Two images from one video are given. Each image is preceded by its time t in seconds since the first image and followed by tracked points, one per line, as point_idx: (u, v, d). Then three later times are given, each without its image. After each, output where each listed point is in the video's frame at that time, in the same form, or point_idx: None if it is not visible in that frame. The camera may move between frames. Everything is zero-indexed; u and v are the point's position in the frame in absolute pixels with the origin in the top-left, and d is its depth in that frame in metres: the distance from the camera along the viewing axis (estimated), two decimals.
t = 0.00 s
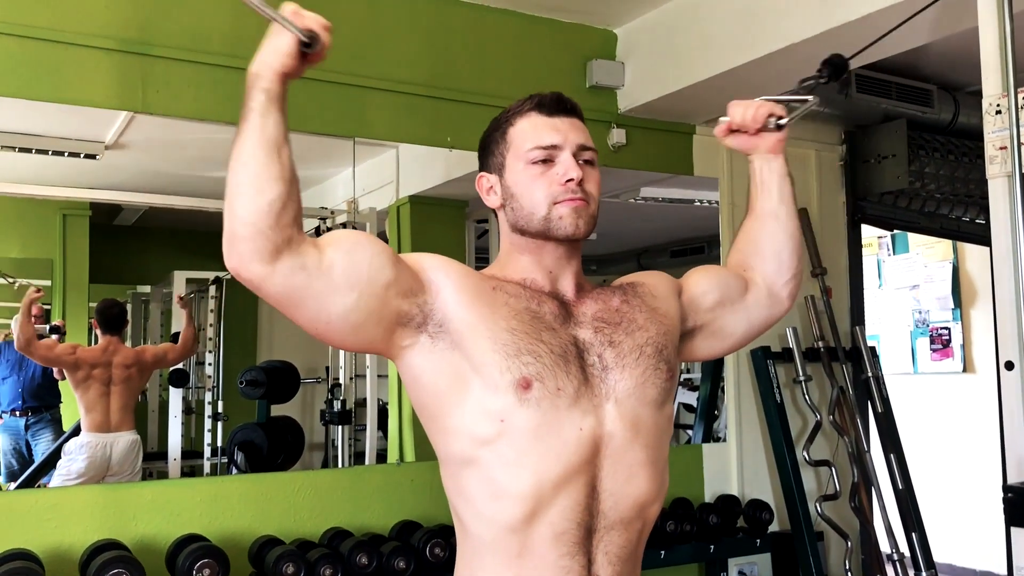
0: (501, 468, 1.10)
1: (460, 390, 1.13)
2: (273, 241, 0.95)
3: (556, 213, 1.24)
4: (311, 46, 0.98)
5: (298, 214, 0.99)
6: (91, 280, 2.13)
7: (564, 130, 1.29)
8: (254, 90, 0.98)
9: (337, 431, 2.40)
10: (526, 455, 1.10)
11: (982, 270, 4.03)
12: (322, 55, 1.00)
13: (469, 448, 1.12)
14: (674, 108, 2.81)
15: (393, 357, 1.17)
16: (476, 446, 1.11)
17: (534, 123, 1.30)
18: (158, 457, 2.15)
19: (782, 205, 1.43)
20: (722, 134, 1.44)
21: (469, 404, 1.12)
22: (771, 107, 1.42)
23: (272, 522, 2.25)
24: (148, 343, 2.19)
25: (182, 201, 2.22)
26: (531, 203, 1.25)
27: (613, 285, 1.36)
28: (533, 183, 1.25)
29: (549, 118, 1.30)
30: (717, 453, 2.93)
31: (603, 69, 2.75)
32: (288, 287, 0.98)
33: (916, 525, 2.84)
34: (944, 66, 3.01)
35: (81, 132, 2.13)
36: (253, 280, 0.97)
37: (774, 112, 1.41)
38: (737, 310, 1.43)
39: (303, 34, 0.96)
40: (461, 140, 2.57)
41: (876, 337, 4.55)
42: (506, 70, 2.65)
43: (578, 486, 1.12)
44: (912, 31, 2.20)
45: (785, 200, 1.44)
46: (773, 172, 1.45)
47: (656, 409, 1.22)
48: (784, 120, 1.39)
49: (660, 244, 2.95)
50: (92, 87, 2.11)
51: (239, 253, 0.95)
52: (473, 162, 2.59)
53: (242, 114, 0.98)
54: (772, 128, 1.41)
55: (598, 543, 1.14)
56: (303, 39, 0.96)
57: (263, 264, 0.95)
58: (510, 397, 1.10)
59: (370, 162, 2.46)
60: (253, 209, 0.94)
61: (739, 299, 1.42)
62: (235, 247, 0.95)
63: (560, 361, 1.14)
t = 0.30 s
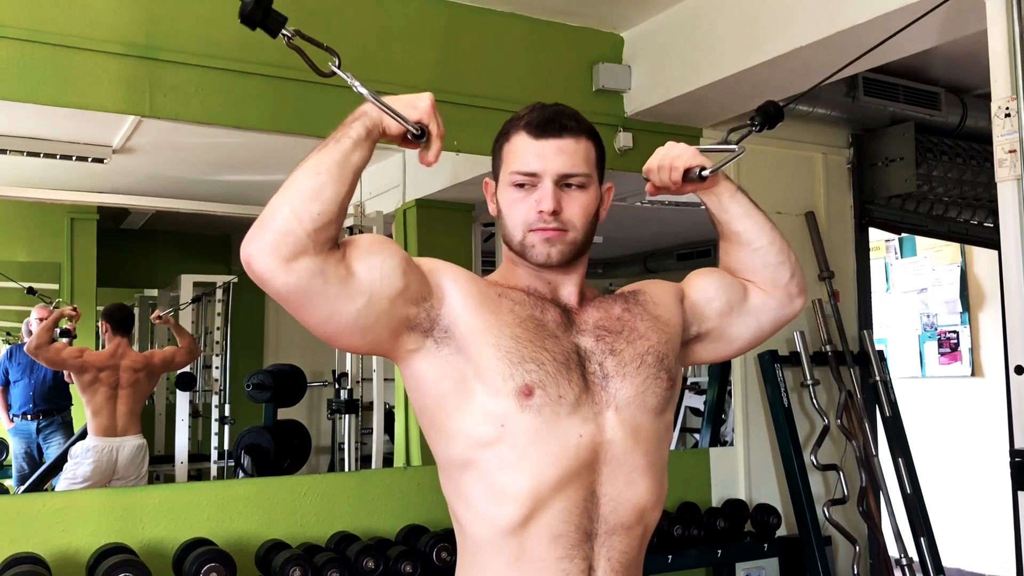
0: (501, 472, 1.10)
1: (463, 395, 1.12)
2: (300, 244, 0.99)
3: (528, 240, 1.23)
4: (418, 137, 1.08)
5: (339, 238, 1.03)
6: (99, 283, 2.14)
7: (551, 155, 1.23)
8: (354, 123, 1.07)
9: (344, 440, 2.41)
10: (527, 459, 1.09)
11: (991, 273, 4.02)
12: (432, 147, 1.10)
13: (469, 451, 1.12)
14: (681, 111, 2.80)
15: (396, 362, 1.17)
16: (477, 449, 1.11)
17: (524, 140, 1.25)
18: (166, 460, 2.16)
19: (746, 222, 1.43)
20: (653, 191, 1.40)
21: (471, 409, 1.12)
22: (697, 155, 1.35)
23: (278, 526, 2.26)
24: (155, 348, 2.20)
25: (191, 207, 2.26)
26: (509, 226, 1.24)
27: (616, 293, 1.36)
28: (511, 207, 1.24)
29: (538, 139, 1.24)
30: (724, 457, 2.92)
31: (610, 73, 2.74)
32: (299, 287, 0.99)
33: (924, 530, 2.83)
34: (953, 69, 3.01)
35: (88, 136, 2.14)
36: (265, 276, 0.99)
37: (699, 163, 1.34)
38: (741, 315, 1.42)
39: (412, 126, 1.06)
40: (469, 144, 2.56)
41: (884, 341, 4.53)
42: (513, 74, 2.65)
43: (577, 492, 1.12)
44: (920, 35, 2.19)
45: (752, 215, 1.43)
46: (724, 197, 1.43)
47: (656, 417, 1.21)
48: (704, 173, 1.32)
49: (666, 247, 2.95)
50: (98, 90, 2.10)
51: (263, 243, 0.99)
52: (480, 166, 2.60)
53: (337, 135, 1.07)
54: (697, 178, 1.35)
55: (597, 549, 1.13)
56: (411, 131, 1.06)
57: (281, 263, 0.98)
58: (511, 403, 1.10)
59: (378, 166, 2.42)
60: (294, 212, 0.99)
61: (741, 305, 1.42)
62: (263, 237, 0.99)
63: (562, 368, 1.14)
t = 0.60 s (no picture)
0: (505, 473, 1.09)
1: (465, 398, 1.12)
2: (299, 256, 0.98)
3: (498, 248, 1.23)
4: (409, 141, 1.08)
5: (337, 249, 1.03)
6: (102, 287, 2.13)
7: (523, 164, 1.20)
8: (343, 135, 1.07)
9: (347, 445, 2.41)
10: (531, 459, 1.09)
11: (994, 278, 4.01)
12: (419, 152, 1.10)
13: (472, 453, 1.11)
14: (685, 115, 2.80)
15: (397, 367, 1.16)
16: (480, 451, 1.10)
17: (501, 150, 1.23)
18: (168, 463, 2.17)
19: (748, 227, 1.43)
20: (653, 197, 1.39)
21: (474, 411, 1.11)
22: (697, 163, 1.35)
23: (280, 530, 2.25)
24: (157, 351, 2.19)
25: (195, 211, 2.25)
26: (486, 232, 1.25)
27: (618, 295, 1.35)
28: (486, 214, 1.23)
29: (513, 147, 1.22)
30: (728, 462, 2.91)
31: (614, 77, 2.74)
32: (299, 299, 0.98)
33: (928, 535, 2.82)
34: (957, 73, 3.00)
35: (92, 139, 2.14)
36: (265, 291, 0.98)
37: (700, 171, 1.33)
38: (745, 318, 1.42)
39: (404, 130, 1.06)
40: (472, 147, 2.56)
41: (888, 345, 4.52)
42: (517, 78, 2.65)
43: (581, 491, 1.11)
44: (925, 39, 2.19)
45: (755, 219, 1.43)
46: (725, 201, 1.43)
47: (660, 415, 1.21)
48: (703, 181, 1.31)
49: (670, 251, 3.01)
50: (100, 93, 2.10)
51: (262, 258, 0.98)
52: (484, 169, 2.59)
53: (329, 147, 1.07)
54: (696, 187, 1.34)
55: (603, 548, 1.13)
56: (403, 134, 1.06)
57: (281, 278, 0.98)
58: (515, 403, 1.10)
59: (380, 169, 2.44)
60: (290, 226, 0.98)
61: (745, 308, 1.42)
62: (261, 251, 0.98)
63: (565, 368, 1.14)
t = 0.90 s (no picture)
0: (506, 474, 1.08)
1: (467, 398, 1.11)
2: (303, 255, 0.98)
3: (495, 249, 1.22)
4: (415, 143, 1.08)
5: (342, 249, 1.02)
6: (104, 288, 2.14)
7: (517, 164, 1.20)
8: (349, 135, 1.07)
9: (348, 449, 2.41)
10: (532, 459, 1.08)
11: (996, 283, 4.01)
12: (422, 156, 1.11)
13: (473, 453, 1.10)
14: (687, 119, 2.80)
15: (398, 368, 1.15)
16: (481, 451, 1.10)
17: (495, 151, 1.24)
18: (168, 466, 2.16)
19: (747, 234, 1.43)
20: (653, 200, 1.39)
21: (476, 411, 1.10)
22: (697, 167, 1.34)
23: (280, 533, 2.24)
24: (158, 353, 2.19)
25: (198, 212, 2.26)
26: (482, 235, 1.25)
27: (618, 297, 1.35)
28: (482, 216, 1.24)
29: (507, 147, 1.22)
30: (729, 466, 2.90)
31: (616, 80, 2.75)
32: (302, 299, 0.98)
33: (929, 541, 2.81)
34: (959, 78, 3.00)
35: (94, 141, 2.14)
36: (268, 289, 0.98)
37: (700, 175, 1.33)
38: (744, 323, 1.42)
39: (410, 132, 1.07)
40: (473, 150, 2.56)
41: (889, 350, 4.52)
42: (519, 82, 2.65)
43: (582, 491, 1.11)
44: (927, 42, 2.19)
45: (754, 226, 1.43)
46: (725, 208, 1.43)
47: (661, 415, 1.21)
48: (705, 185, 1.30)
49: (671, 255, 3.01)
50: (102, 96, 2.10)
51: (265, 257, 0.97)
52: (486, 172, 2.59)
53: (334, 147, 1.07)
54: (697, 191, 1.33)
55: (603, 548, 1.12)
56: (409, 136, 1.07)
57: (284, 276, 0.97)
58: (517, 403, 1.09)
59: (382, 172, 2.42)
60: (295, 225, 0.98)
61: (744, 313, 1.42)
62: (265, 250, 0.97)
63: (567, 368, 1.14)
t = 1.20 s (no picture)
0: (497, 479, 1.08)
1: (459, 403, 1.11)
2: (297, 258, 0.98)
3: (490, 254, 1.23)
4: (414, 151, 1.09)
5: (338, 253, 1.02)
6: (104, 291, 2.13)
7: (512, 169, 1.21)
8: (348, 142, 1.07)
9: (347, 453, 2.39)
10: (523, 464, 1.08)
11: (996, 291, 4.01)
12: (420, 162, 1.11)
13: (465, 458, 1.10)
14: (688, 125, 2.80)
15: (392, 373, 1.15)
16: (473, 455, 1.10)
17: (490, 157, 1.24)
18: (167, 469, 2.16)
19: (745, 241, 1.42)
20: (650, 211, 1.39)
21: (468, 416, 1.10)
22: (692, 175, 1.34)
23: (278, 536, 2.25)
24: (158, 356, 2.19)
25: (201, 215, 2.25)
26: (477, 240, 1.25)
27: (614, 304, 1.35)
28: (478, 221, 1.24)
29: (502, 151, 1.23)
30: (729, 473, 2.90)
31: (617, 86, 2.75)
32: (296, 302, 0.98)
33: (928, 549, 2.81)
34: (960, 86, 3.00)
35: (96, 144, 2.14)
36: (262, 292, 0.98)
37: (695, 183, 1.33)
38: (741, 330, 1.42)
39: (409, 140, 1.07)
40: (474, 156, 2.58)
41: (890, 358, 4.52)
42: (520, 87, 2.65)
43: (574, 498, 1.11)
44: (928, 50, 2.19)
45: (751, 233, 1.42)
46: (721, 216, 1.42)
47: (654, 423, 1.21)
48: (700, 193, 1.31)
49: (672, 261, 2.92)
50: (105, 99, 2.10)
51: (259, 260, 0.97)
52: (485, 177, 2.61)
53: (332, 153, 1.07)
54: (693, 199, 1.34)
55: (595, 555, 1.12)
56: (408, 144, 1.07)
57: (278, 279, 0.97)
58: (509, 408, 1.09)
59: (384, 175, 2.42)
60: (290, 228, 0.98)
61: (740, 320, 1.42)
62: (260, 253, 0.97)
63: (559, 374, 1.13)
